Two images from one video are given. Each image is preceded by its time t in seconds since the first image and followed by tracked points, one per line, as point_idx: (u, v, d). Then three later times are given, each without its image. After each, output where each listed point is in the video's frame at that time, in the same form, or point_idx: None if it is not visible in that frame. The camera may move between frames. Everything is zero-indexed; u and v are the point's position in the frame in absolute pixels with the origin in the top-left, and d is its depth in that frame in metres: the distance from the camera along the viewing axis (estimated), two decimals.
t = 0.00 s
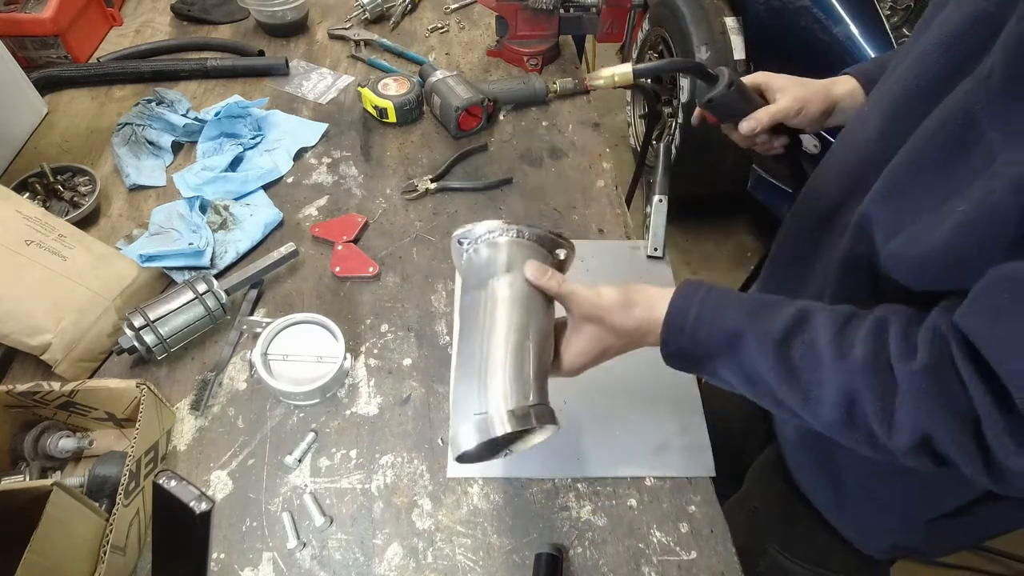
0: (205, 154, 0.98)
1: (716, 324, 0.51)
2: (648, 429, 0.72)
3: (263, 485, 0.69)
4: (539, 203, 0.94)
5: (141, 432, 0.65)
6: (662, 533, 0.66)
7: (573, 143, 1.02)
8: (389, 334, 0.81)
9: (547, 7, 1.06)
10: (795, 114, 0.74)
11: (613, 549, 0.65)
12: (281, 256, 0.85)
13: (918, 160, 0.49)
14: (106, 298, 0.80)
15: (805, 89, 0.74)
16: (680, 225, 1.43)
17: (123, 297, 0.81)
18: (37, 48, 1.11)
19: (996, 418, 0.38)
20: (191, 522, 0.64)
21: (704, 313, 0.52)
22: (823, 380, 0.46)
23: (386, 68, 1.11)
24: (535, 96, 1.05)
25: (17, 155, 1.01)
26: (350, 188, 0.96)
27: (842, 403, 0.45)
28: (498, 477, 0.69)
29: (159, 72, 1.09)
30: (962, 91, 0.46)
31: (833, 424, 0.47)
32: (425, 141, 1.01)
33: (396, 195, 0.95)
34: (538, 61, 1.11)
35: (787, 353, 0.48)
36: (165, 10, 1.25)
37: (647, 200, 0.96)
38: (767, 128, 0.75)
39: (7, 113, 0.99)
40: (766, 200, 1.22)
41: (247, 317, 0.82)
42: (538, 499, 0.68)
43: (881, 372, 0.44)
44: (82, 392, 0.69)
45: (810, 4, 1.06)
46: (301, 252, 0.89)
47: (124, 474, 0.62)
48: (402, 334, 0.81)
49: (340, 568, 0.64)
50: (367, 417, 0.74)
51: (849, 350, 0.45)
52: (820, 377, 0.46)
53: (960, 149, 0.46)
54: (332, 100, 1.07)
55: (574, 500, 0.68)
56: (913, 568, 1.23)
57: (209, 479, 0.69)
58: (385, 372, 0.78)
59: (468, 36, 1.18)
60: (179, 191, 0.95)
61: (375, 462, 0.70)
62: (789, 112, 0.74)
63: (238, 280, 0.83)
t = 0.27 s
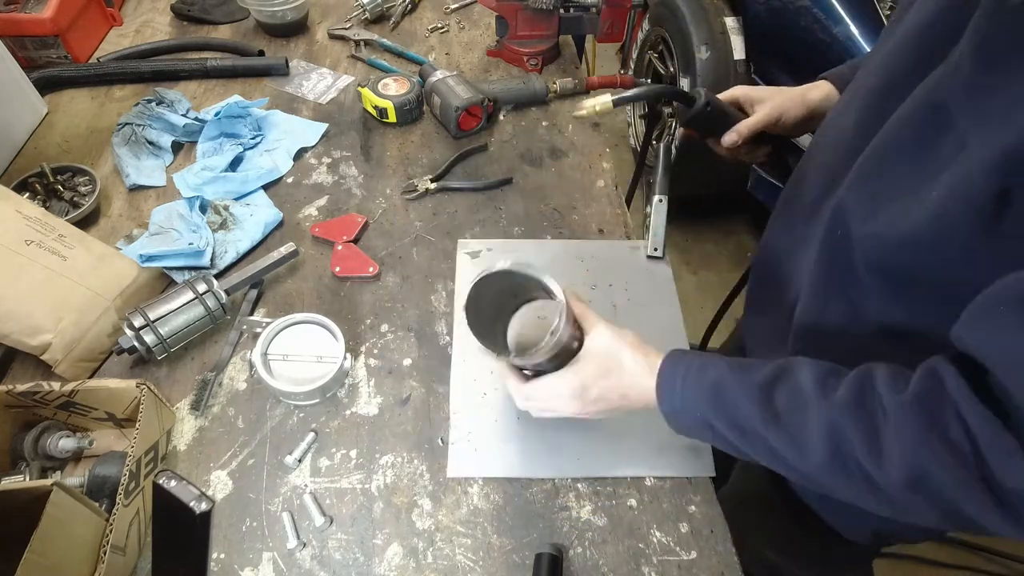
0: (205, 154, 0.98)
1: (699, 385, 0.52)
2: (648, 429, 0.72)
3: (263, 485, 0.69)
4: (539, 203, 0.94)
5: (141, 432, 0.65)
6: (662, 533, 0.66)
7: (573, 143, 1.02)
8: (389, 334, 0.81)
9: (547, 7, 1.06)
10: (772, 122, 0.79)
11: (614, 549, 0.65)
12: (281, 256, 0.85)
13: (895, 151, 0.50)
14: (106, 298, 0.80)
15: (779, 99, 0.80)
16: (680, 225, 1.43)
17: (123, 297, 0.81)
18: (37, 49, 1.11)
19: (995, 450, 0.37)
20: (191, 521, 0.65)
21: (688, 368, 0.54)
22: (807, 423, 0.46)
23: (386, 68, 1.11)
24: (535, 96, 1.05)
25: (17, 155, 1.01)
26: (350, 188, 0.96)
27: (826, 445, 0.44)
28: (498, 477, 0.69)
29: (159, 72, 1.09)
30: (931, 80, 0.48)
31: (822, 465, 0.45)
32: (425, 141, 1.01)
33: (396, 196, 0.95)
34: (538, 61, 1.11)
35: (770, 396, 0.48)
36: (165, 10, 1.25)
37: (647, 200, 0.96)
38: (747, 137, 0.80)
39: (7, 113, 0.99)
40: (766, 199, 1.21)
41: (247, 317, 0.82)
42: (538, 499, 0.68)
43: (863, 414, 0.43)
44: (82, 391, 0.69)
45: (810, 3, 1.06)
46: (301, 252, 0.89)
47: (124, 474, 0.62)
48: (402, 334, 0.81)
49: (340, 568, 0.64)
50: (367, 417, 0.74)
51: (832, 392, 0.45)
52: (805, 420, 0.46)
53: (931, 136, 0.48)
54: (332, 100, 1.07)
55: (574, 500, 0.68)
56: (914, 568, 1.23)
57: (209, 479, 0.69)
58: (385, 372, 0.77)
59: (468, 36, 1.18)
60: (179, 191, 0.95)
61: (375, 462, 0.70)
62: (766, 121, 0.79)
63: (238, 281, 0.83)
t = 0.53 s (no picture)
0: (205, 154, 0.98)
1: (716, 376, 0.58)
2: (648, 429, 0.72)
3: (263, 485, 0.69)
4: (539, 203, 0.95)
5: (141, 432, 0.65)
6: (662, 533, 0.66)
7: (573, 143, 1.02)
8: (389, 334, 0.81)
9: (547, 7, 1.06)
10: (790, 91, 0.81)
11: (613, 549, 0.65)
12: (281, 256, 0.85)
13: (863, 202, 0.53)
14: (106, 298, 0.79)
15: (794, 69, 0.82)
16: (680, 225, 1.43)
17: (123, 297, 0.81)
18: (37, 49, 1.11)
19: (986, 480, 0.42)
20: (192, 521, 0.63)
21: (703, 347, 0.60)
22: (805, 424, 0.52)
23: (386, 68, 1.11)
24: (535, 96, 1.05)
25: (17, 155, 1.01)
26: (350, 188, 0.96)
27: (819, 449, 0.51)
28: (498, 477, 0.69)
29: (159, 72, 1.09)
30: (895, 142, 0.50)
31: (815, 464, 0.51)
32: (425, 141, 1.01)
33: (396, 195, 0.95)
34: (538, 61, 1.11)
35: (772, 396, 0.54)
36: (165, 10, 1.25)
37: (647, 200, 0.96)
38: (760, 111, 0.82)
39: (7, 113, 0.99)
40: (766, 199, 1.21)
41: (247, 317, 0.82)
42: (538, 499, 0.68)
43: (852, 427, 0.49)
44: (82, 391, 0.69)
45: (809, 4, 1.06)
46: (301, 252, 0.89)
47: (124, 474, 0.62)
48: (402, 334, 0.81)
49: (340, 568, 0.64)
50: (367, 417, 0.74)
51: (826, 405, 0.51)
52: (802, 420, 0.52)
53: (902, 197, 0.50)
54: (332, 100, 1.07)
55: (574, 500, 0.68)
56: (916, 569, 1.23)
57: (209, 479, 0.69)
58: (385, 372, 0.77)
59: (468, 36, 1.18)
60: (179, 191, 0.95)
61: (375, 462, 0.70)
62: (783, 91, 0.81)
63: (238, 281, 0.83)
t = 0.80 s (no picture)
0: (205, 154, 0.98)
1: (643, 443, 0.49)
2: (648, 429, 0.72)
3: (263, 485, 0.69)
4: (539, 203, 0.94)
5: (140, 432, 0.65)
6: (662, 533, 0.66)
7: (573, 143, 1.02)
8: (389, 334, 0.81)
9: (547, 7, 1.06)
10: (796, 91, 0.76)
11: (614, 549, 0.65)
12: (281, 256, 0.85)
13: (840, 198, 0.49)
14: (106, 298, 0.80)
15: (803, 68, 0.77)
16: (680, 226, 1.43)
17: (123, 297, 0.81)
18: (37, 49, 1.11)
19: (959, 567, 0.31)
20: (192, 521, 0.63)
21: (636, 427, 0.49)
22: (748, 506, 0.42)
23: (386, 68, 1.11)
24: (535, 96, 1.05)
25: (17, 155, 1.01)
26: (350, 188, 0.96)
27: (765, 534, 0.40)
28: (498, 477, 0.69)
29: (159, 72, 1.09)
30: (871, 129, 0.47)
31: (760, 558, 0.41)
32: (425, 141, 1.01)
33: (396, 195, 0.95)
34: (538, 61, 1.11)
35: (713, 474, 0.44)
36: (165, 10, 1.25)
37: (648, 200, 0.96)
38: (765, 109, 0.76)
39: (8, 113, 0.99)
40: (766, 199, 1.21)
41: (247, 317, 0.82)
42: (537, 499, 0.68)
43: (808, 503, 0.39)
44: (82, 391, 0.69)
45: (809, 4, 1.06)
46: (301, 252, 0.89)
47: (124, 474, 0.63)
48: (402, 334, 0.81)
49: (340, 568, 0.64)
50: (367, 416, 0.74)
51: (779, 471, 0.41)
52: (747, 499, 0.42)
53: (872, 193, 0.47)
54: (332, 100, 1.07)
55: (574, 500, 0.68)
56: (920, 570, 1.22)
57: (209, 479, 0.69)
58: (385, 372, 0.77)
59: (468, 36, 1.18)
60: (179, 191, 0.95)
61: (375, 462, 0.70)
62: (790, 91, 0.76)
63: (238, 280, 0.83)
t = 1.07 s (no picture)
0: (205, 154, 0.98)
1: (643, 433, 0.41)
2: (648, 429, 0.72)
3: (263, 485, 0.69)
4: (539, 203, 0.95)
5: (141, 432, 0.65)
6: (662, 533, 0.66)
7: (573, 143, 1.02)
8: (389, 334, 0.81)
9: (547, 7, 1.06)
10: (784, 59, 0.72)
11: (613, 549, 0.65)
12: (281, 256, 0.85)
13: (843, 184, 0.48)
14: (106, 298, 0.80)
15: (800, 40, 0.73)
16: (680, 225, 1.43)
17: (123, 297, 0.81)
18: (37, 49, 1.11)
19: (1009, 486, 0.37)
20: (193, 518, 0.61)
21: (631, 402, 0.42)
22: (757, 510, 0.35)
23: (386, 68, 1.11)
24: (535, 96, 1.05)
25: (17, 155, 1.01)
26: (350, 188, 0.96)
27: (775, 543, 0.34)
28: (498, 477, 0.69)
29: (159, 72, 1.09)
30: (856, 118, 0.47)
31: None
32: (425, 141, 1.01)
33: (396, 195, 0.95)
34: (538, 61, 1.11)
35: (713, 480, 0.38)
36: (165, 10, 1.25)
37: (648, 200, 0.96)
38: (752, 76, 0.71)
39: (8, 113, 0.99)
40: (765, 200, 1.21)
41: (247, 317, 0.82)
42: (537, 499, 0.68)
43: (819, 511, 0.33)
44: (82, 391, 0.69)
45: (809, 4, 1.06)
46: (301, 252, 0.89)
47: (124, 474, 0.63)
48: (402, 334, 0.81)
49: (340, 568, 0.64)
50: (367, 416, 0.74)
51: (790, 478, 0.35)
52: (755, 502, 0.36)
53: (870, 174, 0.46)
54: (332, 100, 1.07)
55: (573, 500, 0.68)
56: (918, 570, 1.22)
57: (209, 479, 0.69)
58: (385, 372, 0.77)
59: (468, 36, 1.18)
60: (179, 191, 0.95)
61: (375, 462, 0.70)
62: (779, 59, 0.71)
63: (238, 280, 0.83)
